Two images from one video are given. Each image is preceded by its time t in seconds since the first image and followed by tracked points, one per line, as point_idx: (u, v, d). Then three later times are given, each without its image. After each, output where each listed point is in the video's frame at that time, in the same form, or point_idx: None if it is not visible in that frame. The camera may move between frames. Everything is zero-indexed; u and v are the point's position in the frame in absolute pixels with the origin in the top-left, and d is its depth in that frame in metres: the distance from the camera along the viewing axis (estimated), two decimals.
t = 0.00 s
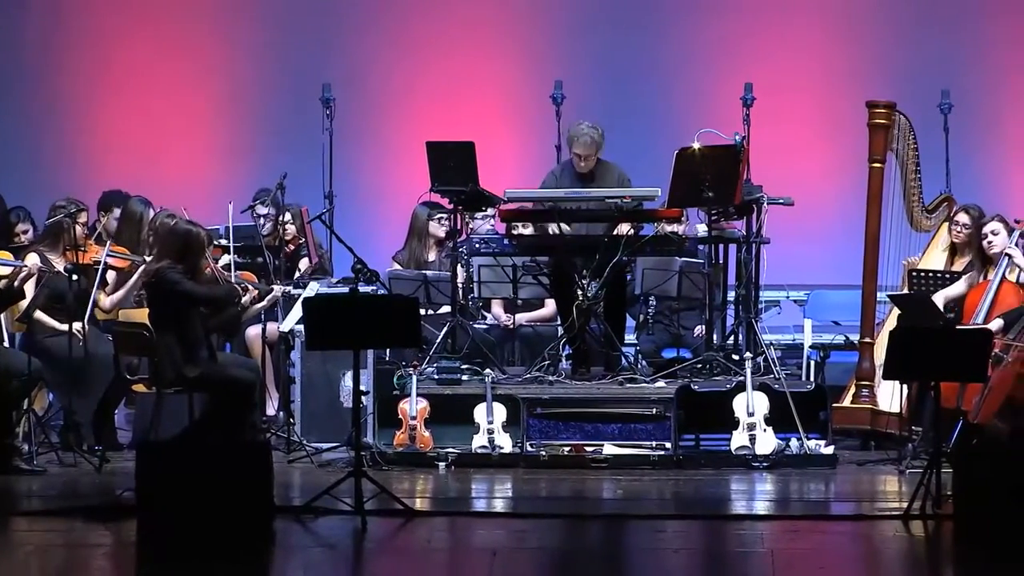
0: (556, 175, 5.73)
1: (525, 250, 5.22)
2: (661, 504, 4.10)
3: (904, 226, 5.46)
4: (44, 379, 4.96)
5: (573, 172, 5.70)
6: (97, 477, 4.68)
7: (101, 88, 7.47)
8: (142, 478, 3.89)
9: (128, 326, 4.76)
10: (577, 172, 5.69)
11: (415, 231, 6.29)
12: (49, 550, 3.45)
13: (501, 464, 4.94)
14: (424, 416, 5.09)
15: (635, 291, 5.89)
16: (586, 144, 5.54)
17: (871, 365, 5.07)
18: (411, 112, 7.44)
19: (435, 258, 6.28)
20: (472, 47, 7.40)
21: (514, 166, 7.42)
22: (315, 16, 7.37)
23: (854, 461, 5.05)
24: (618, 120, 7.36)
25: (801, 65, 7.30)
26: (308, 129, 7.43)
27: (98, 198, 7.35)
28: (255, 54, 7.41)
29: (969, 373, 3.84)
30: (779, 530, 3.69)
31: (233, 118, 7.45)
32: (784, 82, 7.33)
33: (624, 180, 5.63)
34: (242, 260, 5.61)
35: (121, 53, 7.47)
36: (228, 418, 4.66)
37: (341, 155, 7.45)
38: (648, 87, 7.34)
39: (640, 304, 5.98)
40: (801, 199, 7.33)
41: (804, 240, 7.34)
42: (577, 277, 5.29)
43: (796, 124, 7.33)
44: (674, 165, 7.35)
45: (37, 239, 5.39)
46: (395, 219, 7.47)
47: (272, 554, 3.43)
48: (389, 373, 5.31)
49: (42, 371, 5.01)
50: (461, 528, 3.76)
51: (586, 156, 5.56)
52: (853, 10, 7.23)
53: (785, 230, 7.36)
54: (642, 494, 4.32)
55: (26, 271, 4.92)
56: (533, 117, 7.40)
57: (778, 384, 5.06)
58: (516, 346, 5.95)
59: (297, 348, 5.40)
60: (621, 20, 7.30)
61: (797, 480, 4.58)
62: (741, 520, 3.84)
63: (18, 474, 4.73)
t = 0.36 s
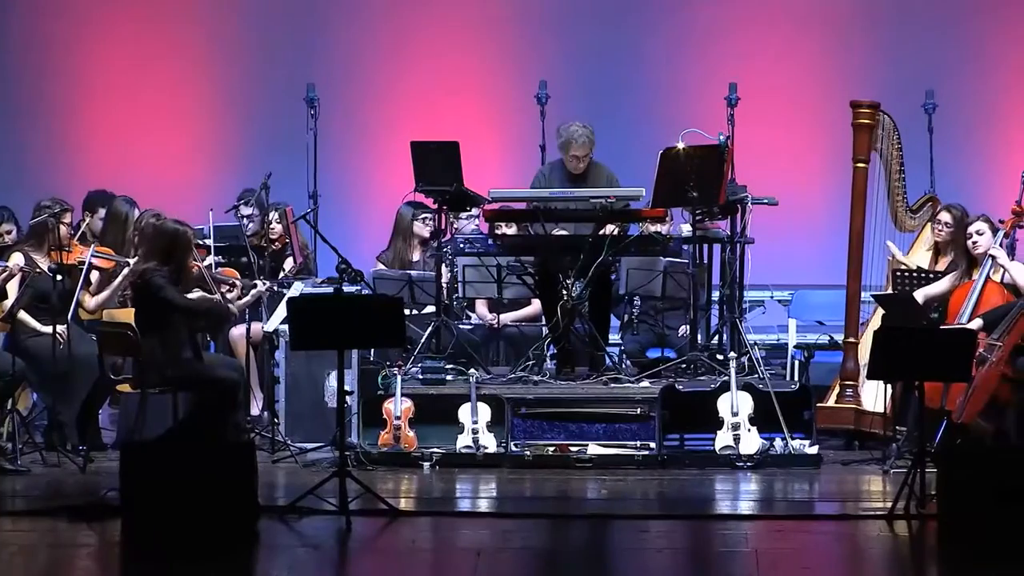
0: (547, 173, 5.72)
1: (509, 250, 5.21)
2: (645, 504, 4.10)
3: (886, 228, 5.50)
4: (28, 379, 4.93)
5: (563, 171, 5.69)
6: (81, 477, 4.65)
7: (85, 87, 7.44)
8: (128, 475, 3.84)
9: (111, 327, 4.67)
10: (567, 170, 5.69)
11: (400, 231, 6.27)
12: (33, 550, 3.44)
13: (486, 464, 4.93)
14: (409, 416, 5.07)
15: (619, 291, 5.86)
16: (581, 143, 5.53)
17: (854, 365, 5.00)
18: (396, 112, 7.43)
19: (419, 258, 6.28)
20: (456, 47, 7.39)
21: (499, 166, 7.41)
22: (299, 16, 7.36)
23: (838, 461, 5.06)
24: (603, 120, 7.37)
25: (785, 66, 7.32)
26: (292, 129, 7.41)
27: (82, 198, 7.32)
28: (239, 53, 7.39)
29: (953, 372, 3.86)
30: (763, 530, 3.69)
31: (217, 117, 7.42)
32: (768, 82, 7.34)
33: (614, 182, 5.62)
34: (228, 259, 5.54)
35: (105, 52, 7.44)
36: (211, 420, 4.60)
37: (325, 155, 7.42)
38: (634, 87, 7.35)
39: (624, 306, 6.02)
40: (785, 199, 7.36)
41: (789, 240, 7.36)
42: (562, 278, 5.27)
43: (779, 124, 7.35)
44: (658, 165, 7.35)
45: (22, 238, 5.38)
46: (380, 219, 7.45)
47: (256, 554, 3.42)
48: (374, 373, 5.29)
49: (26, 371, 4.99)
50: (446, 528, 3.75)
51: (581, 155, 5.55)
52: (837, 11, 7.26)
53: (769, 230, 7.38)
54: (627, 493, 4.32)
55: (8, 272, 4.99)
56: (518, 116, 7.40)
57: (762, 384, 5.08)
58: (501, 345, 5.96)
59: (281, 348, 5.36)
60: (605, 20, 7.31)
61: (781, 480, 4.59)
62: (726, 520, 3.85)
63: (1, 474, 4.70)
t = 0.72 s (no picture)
0: (532, 171, 5.73)
1: (494, 250, 5.21)
2: (630, 504, 4.11)
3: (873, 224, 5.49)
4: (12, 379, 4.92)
5: (547, 170, 5.69)
6: (66, 477, 4.63)
7: (69, 86, 7.41)
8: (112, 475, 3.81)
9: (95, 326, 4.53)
10: (551, 169, 5.69)
11: (385, 230, 6.26)
12: (17, 550, 3.42)
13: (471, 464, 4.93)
14: (394, 416, 5.08)
15: (604, 290, 5.89)
16: (564, 129, 5.60)
17: (840, 365, 5.09)
18: (380, 112, 7.42)
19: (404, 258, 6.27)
20: (441, 47, 7.37)
21: (484, 167, 7.42)
22: (285, 16, 7.34)
23: (823, 460, 5.06)
24: (588, 119, 7.37)
25: (770, 66, 7.33)
26: (276, 128, 7.38)
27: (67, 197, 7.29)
28: (224, 52, 7.37)
29: (938, 372, 3.87)
30: (747, 530, 3.70)
31: (201, 117, 7.40)
32: (753, 82, 7.35)
33: (600, 182, 5.62)
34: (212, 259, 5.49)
35: (90, 51, 7.41)
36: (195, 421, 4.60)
37: (309, 155, 7.41)
38: (617, 87, 7.35)
39: (609, 305, 6.07)
40: (769, 199, 7.37)
41: (774, 239, 7.38)
42: (547, 278, 5.27)
43: (764, 124, 7.37)
44: (643, 165, 7.36)
45: (7, 238, 5.37)
46: (365, 219, 7.44)
47: (241, 554, 3.40)
48: (360, 371, 5.37)
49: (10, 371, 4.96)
50: (431, 528, 3.74)
51: (566, 141, 5.59)
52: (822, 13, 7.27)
53: (755, 230, 7.40)
54: (611, 493, 4.32)
55: None
56: (503, 116, 7.39)
57: (747, 384, 5.08)
58: (486, 345, 5.94)
59: (265, 348, 5.35)
60: (591, 20, 7.31)
61: (765, 480, 4.60)
62: (710, 520, 3.85)
63: None
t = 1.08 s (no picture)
0: (518, 172, 5.73)
1: (482, 250, 5.21)
2: (618, 504, 4.11)
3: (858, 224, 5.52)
4: None
5: (533, 167, 5.70)
6: (53, 478, 4.60)
7: (57, 85, 7.37)
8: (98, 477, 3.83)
9: (83, 327, 4.47)
10: (537, 167, 5.69)
11: (372, 230, 6.26)
12: (4, 550, 3.40)
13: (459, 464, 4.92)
14: (381, 416, 5.06)
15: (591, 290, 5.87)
16: (550, 125, 5.59)
17: (827, 365, 5.06)
18: (368, 112, 7.41)
19: (391, 258, 6.26)
20: (428, 47, 7.37)
21: (472, 167, 7.41)
22: (273, 16, 7.32)
23: (810, 460, 5.07)
24: (576, 120, 7.37)
25: (757, 67, 7.34)
26: (264, 128, 7.36)
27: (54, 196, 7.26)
28: (212, 52, 7.34)
29: (925, 373, 3.88)
30: (734, 530, 3.70)
31: (189, 117, 7.37)
32: (740, 83, 7.37)
33: (585, 180, 5.64)
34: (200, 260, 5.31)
35: (77, 50, 7.37)
36: (183, 420, 4.55)
37: (297, 155, 7.39)
38: (604, 87, 7.35)
39: (597, 305, 6.07)
40: (756, 200, 7.39)
41: (761, 240, 7.39)
42: (535, 278, 5.28)
43: (751, 125, 7.38)
44: (631, 165, 7.37)
45: None
46: (353, 220, 7.43)
47: (228, 554, 3.39)
48: (347, 372, 5.38)
49: None
50: (418, 528, 3.74)
51: (552, 139, 5.58)
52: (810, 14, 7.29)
53: (742, 230, 7.41)
54: (599, 493, 4.32)
55: None
56: (491, 116, 7.38)
57: (734, 383, 5.10)
58: (473, 345, 5.94)
59: (253, 348, 5.33)
60: (578, 21, 7.31)
61: (753, 479, 4.61)
62: (698, 519, 3.86)
63: None
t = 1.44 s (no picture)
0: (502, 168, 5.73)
1: (469, 250, 5.21)
2: (604, 504, 4.11)
3: (846, 223, 5.48)
4: None
5: (518, 166, 5.70)
6: (39, 477, 4.58)
7: (43, 83, 7.33)
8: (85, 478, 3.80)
9: (71, 328, 4.46)
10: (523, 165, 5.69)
11: (359, 230, 6.25)
12: None
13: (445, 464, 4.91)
14: (367, 416, 5.06)
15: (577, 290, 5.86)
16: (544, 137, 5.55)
17: (813, 365, 5.09)
18: (354, 111, 7.40)
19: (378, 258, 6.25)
20: (415, 46, 7.35)
21: (458, 167, 7.42)
22: (259, 15, 7.30)
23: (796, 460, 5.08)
24: (563, 120, 7.37)
25: (743, 67, 7.36)
26: (250, 128, 7.35)
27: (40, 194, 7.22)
28: (199, 51, 7.33)
29: (911, 372, 3.89)
30: (721, 530, 3.71)
31: (176, 115, 7.35)
32: (727, 83, 7.38)
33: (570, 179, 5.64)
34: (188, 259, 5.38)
35: (64, 48, 7.33)
36: (169, 419, 4.54)
37: (283, 154, 7.39)
38: (590, 87, 7.36)
39: (583, 305, 6.08)
40: (742, 200, 7.41)
41: (746, 239, 7.41)
42: (521, 278, 5.28)
43: (737, 125, 7.40)
44: (617, 165, 7.37)
45: None
46: (339, 219, 7.43)
47: (214, 554, 3.38)
48: (333, 373, 5.38)
49: None
50: (404, 528, 3.73)
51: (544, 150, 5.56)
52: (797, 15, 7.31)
53: (728, 230, 7.43)
54: (585, 493, 4.32)
55: None
56: (478, 116, 7.39)
57: (721, 383, 5.11)
58: (459, 346, 5.93)
59: (241, 348, 5.30)
60: (565, 21, 7.31)
61: (739, 479, 4.61)
62: (684, 519, 3.86)
63: None
